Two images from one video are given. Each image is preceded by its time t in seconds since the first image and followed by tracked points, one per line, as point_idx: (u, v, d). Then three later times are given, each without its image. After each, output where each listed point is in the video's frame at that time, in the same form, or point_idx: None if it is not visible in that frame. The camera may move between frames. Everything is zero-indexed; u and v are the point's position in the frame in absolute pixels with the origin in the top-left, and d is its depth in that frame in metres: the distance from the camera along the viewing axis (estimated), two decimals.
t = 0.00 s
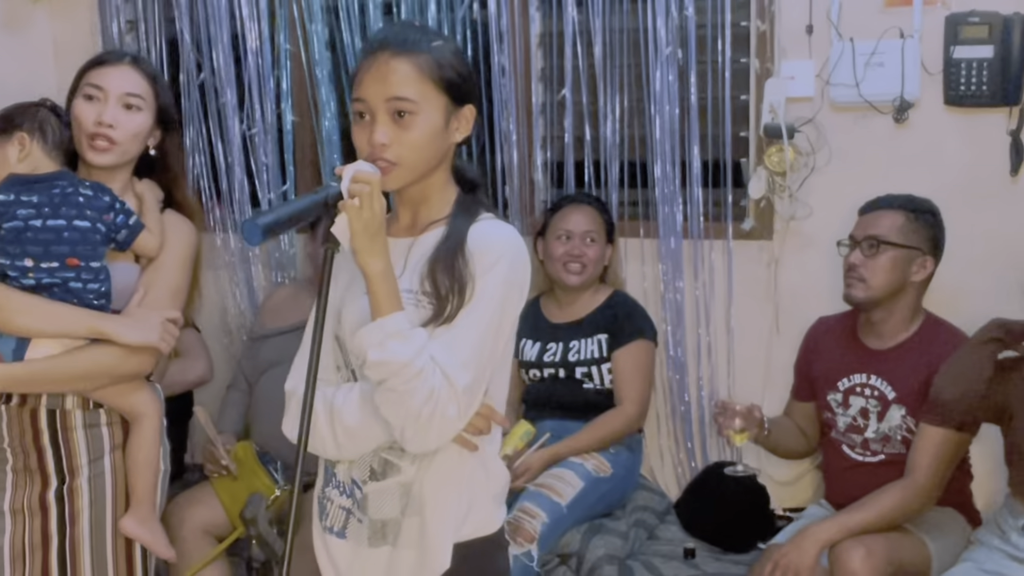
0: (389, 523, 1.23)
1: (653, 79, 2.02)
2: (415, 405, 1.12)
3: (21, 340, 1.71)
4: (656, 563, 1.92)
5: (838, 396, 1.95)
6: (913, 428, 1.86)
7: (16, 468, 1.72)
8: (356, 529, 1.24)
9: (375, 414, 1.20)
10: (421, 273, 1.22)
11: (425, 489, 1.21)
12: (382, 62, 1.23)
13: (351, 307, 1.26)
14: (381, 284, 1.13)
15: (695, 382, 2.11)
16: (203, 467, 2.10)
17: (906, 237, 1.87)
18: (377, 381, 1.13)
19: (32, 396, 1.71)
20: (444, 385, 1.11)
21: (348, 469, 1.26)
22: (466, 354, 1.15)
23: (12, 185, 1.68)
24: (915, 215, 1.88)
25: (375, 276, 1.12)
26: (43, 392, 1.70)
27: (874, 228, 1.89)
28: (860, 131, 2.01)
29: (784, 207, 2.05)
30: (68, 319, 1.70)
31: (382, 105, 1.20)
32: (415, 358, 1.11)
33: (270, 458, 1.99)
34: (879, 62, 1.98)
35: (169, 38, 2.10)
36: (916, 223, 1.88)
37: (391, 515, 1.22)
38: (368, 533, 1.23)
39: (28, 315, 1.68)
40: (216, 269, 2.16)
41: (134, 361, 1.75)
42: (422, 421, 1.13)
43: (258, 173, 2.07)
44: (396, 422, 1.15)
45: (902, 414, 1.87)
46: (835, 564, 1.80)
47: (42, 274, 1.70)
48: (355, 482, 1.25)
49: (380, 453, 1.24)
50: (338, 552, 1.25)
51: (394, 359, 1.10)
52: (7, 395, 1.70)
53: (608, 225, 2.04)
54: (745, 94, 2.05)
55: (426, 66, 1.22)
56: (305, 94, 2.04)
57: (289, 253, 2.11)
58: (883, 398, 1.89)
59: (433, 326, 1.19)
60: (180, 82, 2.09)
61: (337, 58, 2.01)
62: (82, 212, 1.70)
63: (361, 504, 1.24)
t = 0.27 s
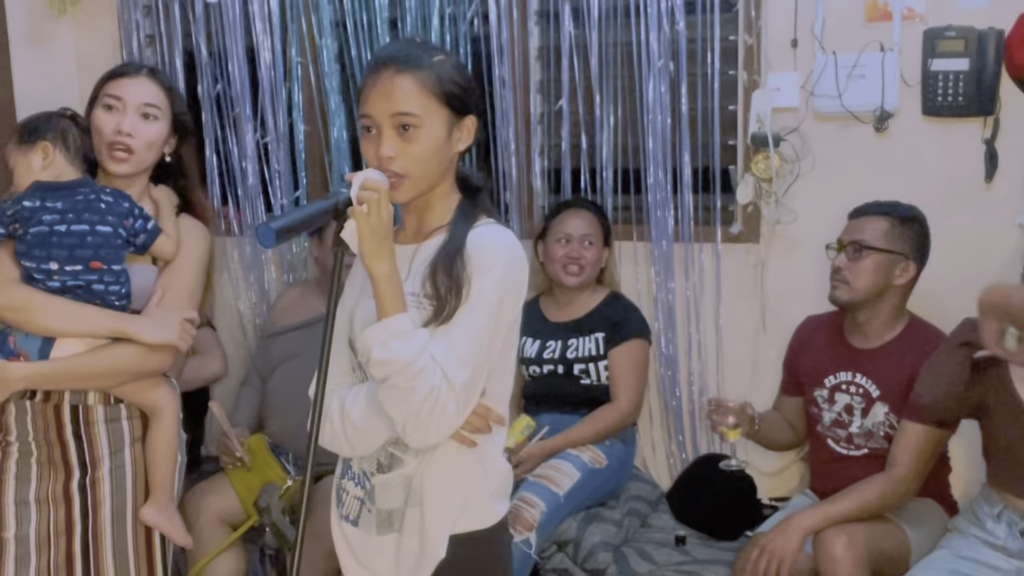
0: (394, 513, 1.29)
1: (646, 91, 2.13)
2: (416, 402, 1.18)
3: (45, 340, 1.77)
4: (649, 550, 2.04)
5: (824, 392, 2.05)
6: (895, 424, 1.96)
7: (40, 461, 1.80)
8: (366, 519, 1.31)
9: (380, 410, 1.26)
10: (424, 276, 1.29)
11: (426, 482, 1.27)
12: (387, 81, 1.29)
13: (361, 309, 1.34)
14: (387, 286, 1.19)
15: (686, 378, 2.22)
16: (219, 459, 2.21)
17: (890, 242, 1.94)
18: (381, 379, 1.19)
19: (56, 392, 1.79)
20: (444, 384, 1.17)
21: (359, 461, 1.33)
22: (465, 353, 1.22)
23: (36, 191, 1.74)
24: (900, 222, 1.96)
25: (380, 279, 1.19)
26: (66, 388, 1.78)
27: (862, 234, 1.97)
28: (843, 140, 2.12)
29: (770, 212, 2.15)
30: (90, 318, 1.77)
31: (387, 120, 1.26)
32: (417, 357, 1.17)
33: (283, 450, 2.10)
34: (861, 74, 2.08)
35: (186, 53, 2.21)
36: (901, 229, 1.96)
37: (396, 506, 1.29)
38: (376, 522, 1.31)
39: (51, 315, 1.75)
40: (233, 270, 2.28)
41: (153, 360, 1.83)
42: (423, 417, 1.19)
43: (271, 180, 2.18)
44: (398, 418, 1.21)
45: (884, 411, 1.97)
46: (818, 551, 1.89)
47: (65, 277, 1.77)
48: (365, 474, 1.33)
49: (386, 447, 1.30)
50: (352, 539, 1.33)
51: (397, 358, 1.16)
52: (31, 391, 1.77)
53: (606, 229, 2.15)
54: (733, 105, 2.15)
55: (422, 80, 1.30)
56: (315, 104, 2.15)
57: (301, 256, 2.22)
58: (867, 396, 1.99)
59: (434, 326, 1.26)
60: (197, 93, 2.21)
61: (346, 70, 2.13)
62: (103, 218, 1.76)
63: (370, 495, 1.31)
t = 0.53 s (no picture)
0: (404, 501, 1.40)
1: (639, 102, 2.25)
2: (429, 396, 1.28)
3: (70, 338, 1.85)
4: (643, 536, 2.15)
5: (810, 386, 2.14)
6: (878, 419, 2.05)
7: (65, 453, 1.90)
8: (376, 507, 1.43)
9: (392, 404, 1.36)
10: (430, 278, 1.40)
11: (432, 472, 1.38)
12: (392, 90, 1.39)
13: (369, 310, 1.44)
14: (398, 288, 1.29)
15: (676, 373, 2.34)
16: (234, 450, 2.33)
17: (858, 246, 2.05)
18: (396, 375, 1.29)
19: (79, 389, 1.88)
20: (455, 379, 1.27)
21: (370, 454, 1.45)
22: (471, 350, 1.32)
23: (59, 197, 1.82)
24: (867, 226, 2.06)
25: (393, 280, 1.28)
26: (89, 384, 1.87)
27: (833, 240, 2.08)
28: (825, 148, 2.23)
29: (756, 216, 2.27)
30: (111, 318, 1.86)
31: (394, 127, 1.37)
32: (427, 354, 1.27)
33: (295, 442, 2.22)
34: (842, 86, 2.21)
35: (202, 66, 2.33)
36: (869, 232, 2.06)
37: (404, 495, 1.40)
38: (386, 510, 1.42)
39: (74, 315, 1.83)
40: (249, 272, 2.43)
41: (172, 357, 1.91)
42: (435, 411, 1.29)
43: (284, 186, 2.30)
44: (411, 411, 1.31)
45: (868, 406, 2.06)
46: (803, 536, 1.99)
47: (88, 279, 1.85)
48: (375, 466, 1.44)
49: (396, 440, 1.41)
50: (362, 526, 1.45)
51: (410, 355, 1.26)
52: (57, 387, 1.87)
53: (600, 233, 2.26)
54: (722, 115, 2.27)
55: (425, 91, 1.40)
56: (326, 114, 2.27)
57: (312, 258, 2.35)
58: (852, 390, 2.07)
59: (441, 325, 1.36)
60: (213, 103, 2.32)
61: (355, 83, 2.25)
62: (123, 222, 1.85)
63: (380, 484, 1.43)
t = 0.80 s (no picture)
0: (417, 490, 1.52)
1: (632, 113, 2.38)
2: (443, 393, 1.39)
3: (94, 336, 1.96)
4: (635, 523, 2.28)
5: (794, 381, 2.26)
6: (858, 412, 2.16)
7: (90, 445, 2.01)
8: (388, 497, 1.54)
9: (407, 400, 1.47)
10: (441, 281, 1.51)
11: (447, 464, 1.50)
12: (398, 105, 1.49)
13: (380, 311, 1.55)
14: (411, 294, 1.39)
15: (667, 369, 2.47)
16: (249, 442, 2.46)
17: (835, 251, 2.17)
18: (413, 374, 1.39)
19: (104, 384, 1.99)
20: (470, 374, 1.38)
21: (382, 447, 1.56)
22: (483, 347, 1.44)
23: (83, 203, 1.94)
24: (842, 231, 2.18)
25: (408, 284, 1.38)
26: (111, 380, 1.97)
27: (813, 244, 2.20)
28: (807, 157, 2.37)
29: (742, 221, 2.41)
30: (132, 317, 1.96)
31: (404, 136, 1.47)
32: (443, 352, 1.37)
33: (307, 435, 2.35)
34: (823, 99, 2.34)
35: (221, 80, 2.48)
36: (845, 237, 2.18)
37: (418, 485, 1.52)
38: (399, 499, 1.54)
39: (98, 314, 1.94)
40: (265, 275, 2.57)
41: (190, 354, 2.03)
42: (453, 404, 1.39)
43: (297, 193, 2.45)
44: (428, 406, 1.41)
45: (849, 400, 2.17)
46: (788, 525, 2.07)
47: (110, 280, 1.96)
48: (387, 459, 1.55)
49: (410, 433, 1.53)
50: (373, 515, 1.56)
51: (428, 354, 1.36)
52: (82, 382, 1.98)
53: (595, 237, 2.39)
54: (710, 126, 2.41)
55: (428, 104, 1.50)
56: (337, 124, 2.41)
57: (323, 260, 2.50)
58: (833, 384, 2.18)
59: (454, 325, 1.48)
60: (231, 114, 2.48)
61: (365, 95, 2.40)
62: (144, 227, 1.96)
63: (393, 475, 1.54)
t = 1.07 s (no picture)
0: (434, 479, 1.56)
1: (625, 125, 2.53)
2: (466, 382, 1.43)
3: (120, 333, 2.00)
4: (628, 510, 2.44)
5: (777, 376, 2.40)
6: (838, 406, 2.29)
7: (114, 437, 2.02)
8: (403, 486, 1.58)
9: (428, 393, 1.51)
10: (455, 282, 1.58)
11: (467, 455, 1.55)
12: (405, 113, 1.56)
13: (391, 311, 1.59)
14: (431, 291, 1.42)
15: (658, 365, 2.64)
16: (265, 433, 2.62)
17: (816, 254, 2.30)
18: (435, 368, 1.42)
19: (128, 377, 2.02)
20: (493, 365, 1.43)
21: (397, 438, 1.58)
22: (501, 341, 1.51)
23: (108, 209, 2.00)
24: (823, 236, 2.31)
25: (427, 283, 1.42)
26: (136, 374, 2.00)
27: (795, 249, 2.33)
28: (789, 166, 2.52)
29: (729, 226, 2.56)
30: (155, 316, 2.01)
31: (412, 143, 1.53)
32: (466, 346, 1.42)
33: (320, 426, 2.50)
34: (805, 111, 2.48)
35: (239, 94, 2.69)
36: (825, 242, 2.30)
37: (435, 474, 1.56)
38: (414, 487, 1.57)
39: (124, 313, 1.98)
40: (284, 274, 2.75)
41: (211, 351, 2.07)
42: (476, 395, 1.44)
43: (310, 199, 2.63)
44: (451, 396, 1.45)
45: (830, 395, 2.30)
46: (774, 512, 2.18)
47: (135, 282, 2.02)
48: (403, 449, 1.58)
49: (428, 424, 1.56)
50: (387, 502, 1.60)
51: (452, 348, 1.39)
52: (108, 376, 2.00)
53: (589, 241, 2.54)
54: (698, 136, 2.56)
55: (433, 113, 1.56)
56: (348, 135, 2.60)
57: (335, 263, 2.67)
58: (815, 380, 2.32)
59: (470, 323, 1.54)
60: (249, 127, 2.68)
61: (374, 107, 2.58)
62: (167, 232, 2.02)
63: (409, 465, 1.56)
